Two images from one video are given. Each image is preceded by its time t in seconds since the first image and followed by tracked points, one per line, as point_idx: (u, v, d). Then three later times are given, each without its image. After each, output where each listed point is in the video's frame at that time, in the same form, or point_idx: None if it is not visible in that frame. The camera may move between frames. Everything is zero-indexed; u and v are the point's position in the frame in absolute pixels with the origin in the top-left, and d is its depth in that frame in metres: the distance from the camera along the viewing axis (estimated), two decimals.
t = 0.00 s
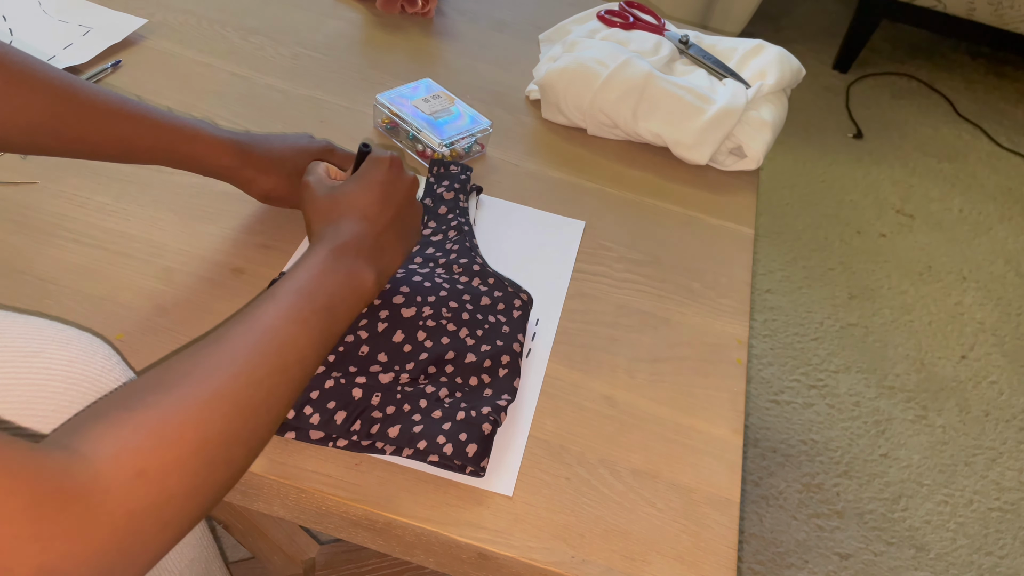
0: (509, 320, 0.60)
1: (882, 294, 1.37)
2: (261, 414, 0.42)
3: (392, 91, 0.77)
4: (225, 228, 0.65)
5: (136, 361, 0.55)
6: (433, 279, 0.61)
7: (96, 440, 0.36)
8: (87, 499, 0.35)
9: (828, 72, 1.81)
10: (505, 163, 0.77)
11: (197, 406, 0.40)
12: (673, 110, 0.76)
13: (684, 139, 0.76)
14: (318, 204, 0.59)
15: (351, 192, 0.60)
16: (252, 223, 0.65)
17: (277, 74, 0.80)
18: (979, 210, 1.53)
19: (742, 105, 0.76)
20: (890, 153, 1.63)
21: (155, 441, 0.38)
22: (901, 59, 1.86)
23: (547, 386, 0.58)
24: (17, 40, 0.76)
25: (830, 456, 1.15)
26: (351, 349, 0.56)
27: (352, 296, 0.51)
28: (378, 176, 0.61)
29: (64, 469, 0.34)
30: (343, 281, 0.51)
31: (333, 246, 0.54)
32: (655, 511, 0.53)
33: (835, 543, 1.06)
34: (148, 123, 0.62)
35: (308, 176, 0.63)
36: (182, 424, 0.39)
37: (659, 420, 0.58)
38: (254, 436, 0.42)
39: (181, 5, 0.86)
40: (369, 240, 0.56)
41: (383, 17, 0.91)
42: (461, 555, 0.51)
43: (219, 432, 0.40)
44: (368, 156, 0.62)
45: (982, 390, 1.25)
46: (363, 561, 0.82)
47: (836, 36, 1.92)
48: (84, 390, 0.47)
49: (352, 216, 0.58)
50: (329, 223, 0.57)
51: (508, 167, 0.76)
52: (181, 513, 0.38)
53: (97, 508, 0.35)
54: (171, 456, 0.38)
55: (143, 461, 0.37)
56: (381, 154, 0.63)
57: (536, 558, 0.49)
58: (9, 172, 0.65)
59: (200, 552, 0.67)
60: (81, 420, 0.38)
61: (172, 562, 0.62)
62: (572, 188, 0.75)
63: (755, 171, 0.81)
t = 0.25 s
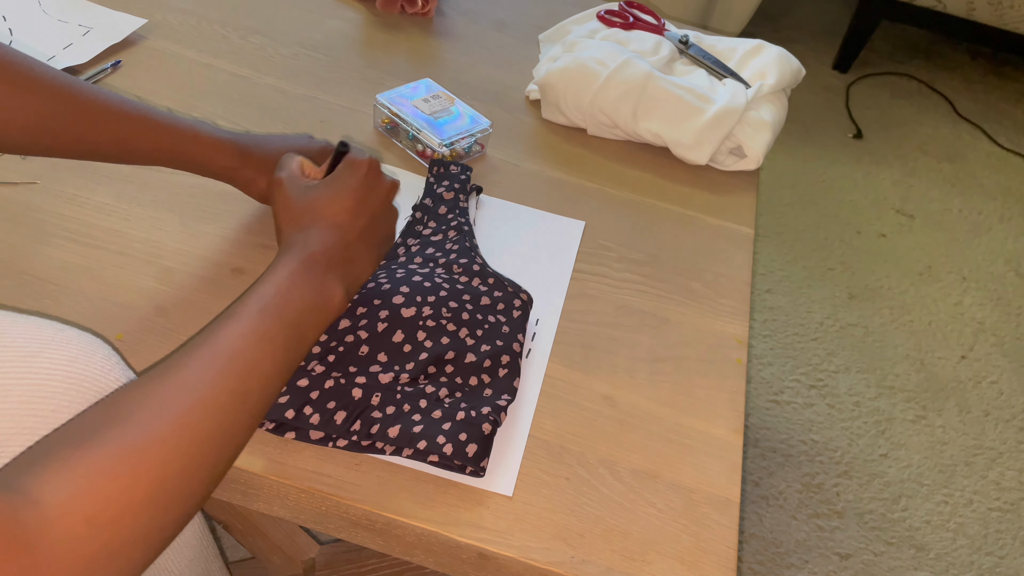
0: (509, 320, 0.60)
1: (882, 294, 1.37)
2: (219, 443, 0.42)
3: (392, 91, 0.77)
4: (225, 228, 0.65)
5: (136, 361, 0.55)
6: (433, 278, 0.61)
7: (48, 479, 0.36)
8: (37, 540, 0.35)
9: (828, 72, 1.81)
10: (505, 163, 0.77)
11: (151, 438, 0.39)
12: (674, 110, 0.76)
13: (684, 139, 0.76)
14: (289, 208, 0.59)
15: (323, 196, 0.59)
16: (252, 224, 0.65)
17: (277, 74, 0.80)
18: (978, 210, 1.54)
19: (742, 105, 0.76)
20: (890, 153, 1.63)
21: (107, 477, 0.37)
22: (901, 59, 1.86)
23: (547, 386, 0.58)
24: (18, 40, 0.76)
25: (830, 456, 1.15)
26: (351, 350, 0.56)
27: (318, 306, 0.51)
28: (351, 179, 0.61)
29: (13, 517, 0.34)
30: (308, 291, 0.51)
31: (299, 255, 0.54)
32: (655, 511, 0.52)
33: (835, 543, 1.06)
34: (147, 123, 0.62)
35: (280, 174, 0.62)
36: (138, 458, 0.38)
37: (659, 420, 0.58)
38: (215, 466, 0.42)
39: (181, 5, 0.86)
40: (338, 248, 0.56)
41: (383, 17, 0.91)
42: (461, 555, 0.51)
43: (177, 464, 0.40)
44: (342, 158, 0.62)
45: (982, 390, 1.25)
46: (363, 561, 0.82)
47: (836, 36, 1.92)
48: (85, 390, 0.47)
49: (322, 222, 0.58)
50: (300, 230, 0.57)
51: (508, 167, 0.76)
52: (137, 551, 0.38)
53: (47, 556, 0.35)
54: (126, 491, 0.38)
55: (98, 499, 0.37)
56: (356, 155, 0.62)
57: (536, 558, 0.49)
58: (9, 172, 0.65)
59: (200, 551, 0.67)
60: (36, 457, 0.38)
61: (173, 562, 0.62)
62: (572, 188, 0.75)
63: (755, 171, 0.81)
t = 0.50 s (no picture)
0: (510, 320, 0.60)
1: (882, 294, 1.37)
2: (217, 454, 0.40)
3: (392, 91, 0.77)
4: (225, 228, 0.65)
5: (136, 361, 0.55)
6: (433, 278, 0.61)
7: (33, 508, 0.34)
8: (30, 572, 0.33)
9: (828, 72, 1.81)
10: (505, 163, 0.77)
11: (146, 456, 0.38)
12: (673, 110, 0.76)
13: (684, 139, 0.76)
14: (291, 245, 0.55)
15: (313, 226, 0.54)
16: (251, 223, 0.65)
17: (277, 74, 0.80)
18: (979, 210, 1.53)
19: (742, 105, 0.76)
20: (890, 153, 1.63)
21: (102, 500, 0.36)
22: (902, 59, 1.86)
23: (547, 386, 0.58)
24: (19, 40, 0.76)
25: (831, 456, 1.15)
26: (351, 349, 0.56)
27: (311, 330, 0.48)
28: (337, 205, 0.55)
29: None
30: (301, 315, 0.48)
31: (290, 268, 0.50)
32: (655, 511, 0.53)
33: (835, 543, 1.06)
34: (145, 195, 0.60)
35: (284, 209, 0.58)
36: (132, 478, 0.37)
37: (659, 420, 0.58)
38: (208, 479, 0.40)
39: (181, 5, 0.86)
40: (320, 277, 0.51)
41: (383, 17, 0.91)
42: (461, 555, 0.51)
43: (174, 480, 0.38)
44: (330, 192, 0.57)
45: (983, 390, 1.25)
46: (363, 561, 0.82)
47: (836, 36, 1.92)
48: (81, 389, 0.48)
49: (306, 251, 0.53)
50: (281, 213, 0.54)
51: (508, 167, 0.76)
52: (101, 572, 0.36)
53: None
54: (98, 526, 0.36)
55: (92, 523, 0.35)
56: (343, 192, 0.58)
57: (536, 557, 0.49)
58: (9, 172, 0.65)
59: (199, 551, 0.67)
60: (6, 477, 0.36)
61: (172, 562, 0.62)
62: (572, 188, 0.75)
63: (755, 171, 0.81)
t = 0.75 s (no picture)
0: (505, 307, 0.60)
1: (882, 294, 1.37)
2: (226, 467, 0.43)
3: (392, 91, 0.77)
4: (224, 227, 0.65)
5: (135, 360, 0.55)
6: (423, 279, 0.61)
7: (57, 511, 0.37)
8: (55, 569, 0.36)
9: (828, 72, 1.81)
10: (505, 163, 0.77)
11: (160, 466, 0.41)
12: (673, 110, 0.76)
13: (684, 139, 0.76)
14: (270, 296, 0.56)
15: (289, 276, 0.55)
16: (251, 223, 0.65)
17: (277, 74, 0.80)
18: (979, 210, 1.53)
19: (742, 105, 0.76)
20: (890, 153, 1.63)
21: (121, 505, 0.39)
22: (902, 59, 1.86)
23: (547, 386, 0.58)
24: (18, 40, 0.76)
25: (831, 456, 1.15)
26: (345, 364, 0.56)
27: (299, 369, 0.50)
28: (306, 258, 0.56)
29: None
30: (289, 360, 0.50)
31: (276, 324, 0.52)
32: (655, 512, 0.52)
33: (835, 543, 1.06)
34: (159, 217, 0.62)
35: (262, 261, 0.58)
36: (148, 486, 0.40)
37: (659, 420, 0.58)
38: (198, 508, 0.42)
39: (181, 4, 0.86)
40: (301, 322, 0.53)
41: (383, 17, 0.90)
42: (461, 555, 0.51)
43: (186, 488, 0.41)
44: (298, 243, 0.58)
45: (983, 390, 1.25)
46: (363, 561, 0.82)
47: (836, 36, 1.92)
48: (80, 390, 0.48)
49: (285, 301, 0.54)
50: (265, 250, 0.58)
51: (508, 167, 0.76)
52: None
53: None
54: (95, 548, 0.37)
55: (112, 526, 0.38)
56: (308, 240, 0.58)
57: (536, 558, 0.49)
58: (9, 172, 0.65)
59: (198, 551, 0.67)
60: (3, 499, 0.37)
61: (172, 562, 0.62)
62: (572, 188, 0.75)
63: (755, 171, 0.81)
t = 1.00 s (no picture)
0: (507, 309, 0.60)
1: (882, 294, 1.37)
2: (224, 449, 0.43)
3: (392, 91, 0.77)
4: (224, 228, 0.65)
5: (135, 360, 0.55)
6: (426, 276, 0.61)
7: (56, 503, 0.37)
8: (61, 559, 0.36)
9: (828, 72, 1.81)
10: (505, 163, 0.77)
11: (158, 453, 0.41)
12: (673, 110, 0.76)
13: (684, 139, 0.76)
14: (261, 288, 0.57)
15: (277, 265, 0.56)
16: (251, 223, 0.65)
17: (277, 74, 0.80)
18: (979, 210, 1.53)
19: (742, 105, 0.76)
20: (890, 153, 1.63)
21: (123, 493, 0.39)
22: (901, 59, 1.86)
23: (547, 386, 0.58)
24: (18, 40, 0.76)
25: (830, 456, 1.15)
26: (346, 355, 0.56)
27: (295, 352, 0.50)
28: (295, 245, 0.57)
29: None
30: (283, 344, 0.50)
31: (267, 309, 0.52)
32: (655, 512, 0.52)
33: (835, 543, 1.06)
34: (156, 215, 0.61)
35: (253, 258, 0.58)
36: (148, 472, 0.40)
37: (659, 421, 0.58)
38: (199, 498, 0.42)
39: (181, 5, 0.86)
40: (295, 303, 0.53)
41: (383, 18, 0.90)
42: (461, 555, 0.51)
43: (187, 478, 0.41)
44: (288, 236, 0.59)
45: (982, 390, 1.25)
46: (363, 561, 0.83)
47: (836, 36, 1.92)
48: (80, 390, 0.48)
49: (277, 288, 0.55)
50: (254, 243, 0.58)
51: (508, 167, 0.76)
52: None
53: None
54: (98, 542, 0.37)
55: (115, 513, 0.38)
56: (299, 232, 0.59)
57: (536, 557, 0.49)
58: (9, 172, 0.65)
59: (199, 551, 0.67)
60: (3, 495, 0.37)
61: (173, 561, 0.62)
62: (572, 188, 0.75)
63: (755, 171, 0.81)
